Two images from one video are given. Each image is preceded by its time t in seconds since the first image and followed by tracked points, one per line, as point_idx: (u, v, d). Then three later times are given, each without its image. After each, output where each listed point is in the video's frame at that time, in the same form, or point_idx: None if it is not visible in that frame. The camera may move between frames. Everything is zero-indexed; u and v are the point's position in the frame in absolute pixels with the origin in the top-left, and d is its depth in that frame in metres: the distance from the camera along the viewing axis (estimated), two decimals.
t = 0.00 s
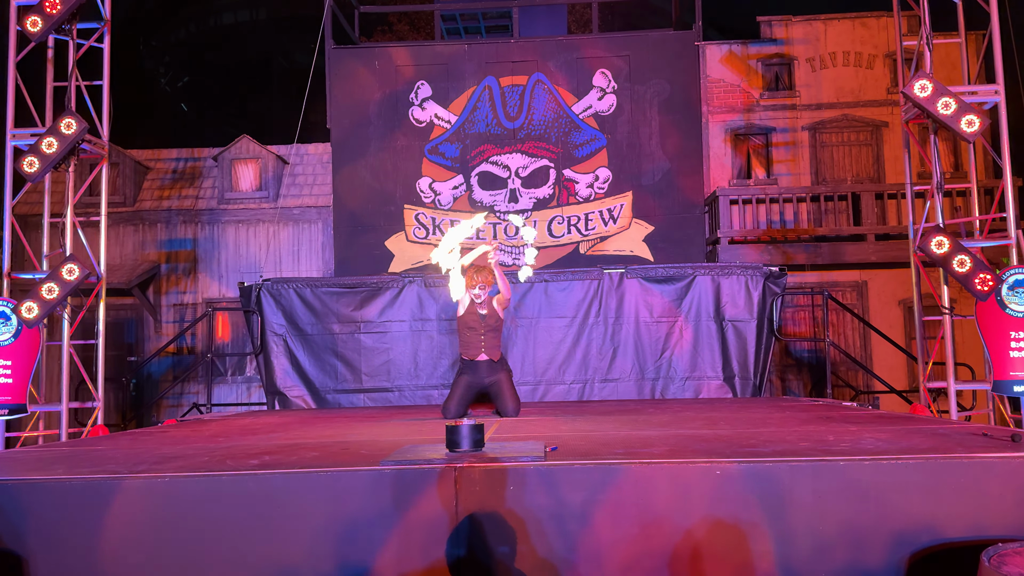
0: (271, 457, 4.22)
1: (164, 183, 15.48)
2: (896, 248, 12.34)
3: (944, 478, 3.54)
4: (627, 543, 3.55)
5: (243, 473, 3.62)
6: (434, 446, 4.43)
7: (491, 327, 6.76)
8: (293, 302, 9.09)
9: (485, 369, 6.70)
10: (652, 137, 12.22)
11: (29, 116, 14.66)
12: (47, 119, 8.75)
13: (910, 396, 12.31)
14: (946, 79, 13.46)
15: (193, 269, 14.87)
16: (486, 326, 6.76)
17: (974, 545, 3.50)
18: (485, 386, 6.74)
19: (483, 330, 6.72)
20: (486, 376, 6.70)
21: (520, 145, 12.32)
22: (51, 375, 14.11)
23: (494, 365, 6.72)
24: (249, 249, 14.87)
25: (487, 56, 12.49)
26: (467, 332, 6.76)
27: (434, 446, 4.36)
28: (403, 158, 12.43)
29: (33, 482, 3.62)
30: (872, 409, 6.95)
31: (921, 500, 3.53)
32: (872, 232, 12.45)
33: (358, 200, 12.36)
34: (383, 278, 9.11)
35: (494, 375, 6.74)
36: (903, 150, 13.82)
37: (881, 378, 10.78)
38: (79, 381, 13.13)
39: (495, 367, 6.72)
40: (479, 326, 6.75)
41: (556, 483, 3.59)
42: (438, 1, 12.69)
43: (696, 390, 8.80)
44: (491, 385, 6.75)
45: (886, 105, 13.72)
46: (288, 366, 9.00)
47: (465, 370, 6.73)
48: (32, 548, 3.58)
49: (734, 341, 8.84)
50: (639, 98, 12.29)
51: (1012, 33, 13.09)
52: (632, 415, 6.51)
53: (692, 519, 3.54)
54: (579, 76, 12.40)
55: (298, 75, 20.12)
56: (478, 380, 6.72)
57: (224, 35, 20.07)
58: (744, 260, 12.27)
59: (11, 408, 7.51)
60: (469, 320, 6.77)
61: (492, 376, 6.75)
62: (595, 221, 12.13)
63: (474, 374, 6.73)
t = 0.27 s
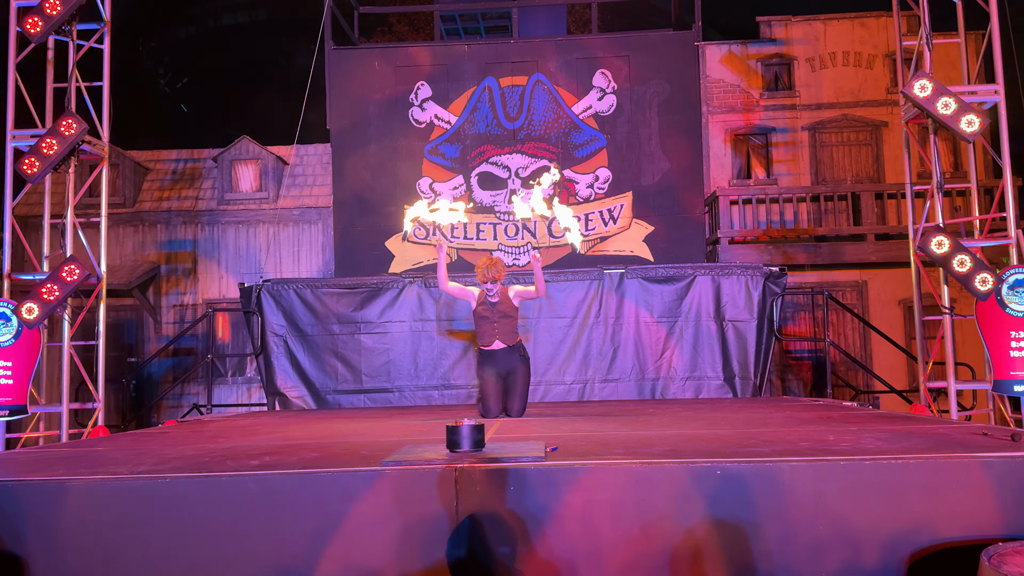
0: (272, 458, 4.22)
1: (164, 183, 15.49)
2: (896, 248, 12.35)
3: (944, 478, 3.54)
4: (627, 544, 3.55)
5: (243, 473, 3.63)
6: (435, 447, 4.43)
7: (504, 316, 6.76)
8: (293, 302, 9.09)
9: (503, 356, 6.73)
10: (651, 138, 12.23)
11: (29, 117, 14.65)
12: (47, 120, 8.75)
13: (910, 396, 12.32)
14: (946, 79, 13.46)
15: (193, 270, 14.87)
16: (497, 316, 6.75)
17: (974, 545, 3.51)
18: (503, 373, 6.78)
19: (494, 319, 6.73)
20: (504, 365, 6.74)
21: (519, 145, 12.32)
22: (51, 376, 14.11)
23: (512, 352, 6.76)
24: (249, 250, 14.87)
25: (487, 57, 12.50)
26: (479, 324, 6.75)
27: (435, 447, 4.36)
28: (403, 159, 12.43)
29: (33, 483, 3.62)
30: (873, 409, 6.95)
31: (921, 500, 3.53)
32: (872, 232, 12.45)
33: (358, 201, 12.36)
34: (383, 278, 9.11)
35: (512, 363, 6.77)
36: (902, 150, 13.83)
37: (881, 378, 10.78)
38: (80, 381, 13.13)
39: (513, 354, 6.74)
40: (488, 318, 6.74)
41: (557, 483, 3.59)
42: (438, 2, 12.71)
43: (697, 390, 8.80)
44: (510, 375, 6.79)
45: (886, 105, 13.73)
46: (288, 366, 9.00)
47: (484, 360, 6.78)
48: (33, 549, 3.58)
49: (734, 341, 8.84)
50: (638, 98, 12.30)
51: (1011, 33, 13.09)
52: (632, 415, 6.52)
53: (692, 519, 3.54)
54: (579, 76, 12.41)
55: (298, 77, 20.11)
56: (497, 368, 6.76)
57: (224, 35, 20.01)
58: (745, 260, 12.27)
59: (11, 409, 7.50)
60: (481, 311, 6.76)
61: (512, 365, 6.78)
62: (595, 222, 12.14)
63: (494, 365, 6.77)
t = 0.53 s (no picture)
0: (272, 459, 4.22)
1: (163, 185, 15.49)
2: (896, 248, 12.35)
3: (944, 478, 3.54)
4: (627, 544, 3.55)
5: (243, 475, 3.63)
6: (435, 448, 4.43)
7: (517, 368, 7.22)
8: (293, 304, 9.09)
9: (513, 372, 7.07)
10: (651, 138, 12.23)
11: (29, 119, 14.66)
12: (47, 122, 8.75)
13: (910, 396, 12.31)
14: (946, 79, 13.47)
15: (193, 271, 14.87)
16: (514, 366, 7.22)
17: (974, 545, 3.51)
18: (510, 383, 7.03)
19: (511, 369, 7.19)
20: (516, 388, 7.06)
21: (519, 146, 12.32)
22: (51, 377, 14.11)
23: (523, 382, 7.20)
24: (249, 251, 14.87)
25: (487, 58, 12.51)
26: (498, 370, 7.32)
27: (435, 448, 4.36)
28: (403, 160, 12.43)
29: (33, 484, 3.62)
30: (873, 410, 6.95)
31: (921, 501, 3.53)
32: (871, 232, 12.45)
33: (358, 201, 12.37)
34: (383, 279, 9.11)
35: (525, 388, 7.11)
36: (902, 150, 13.83)
37: (880, 379, 10.77)
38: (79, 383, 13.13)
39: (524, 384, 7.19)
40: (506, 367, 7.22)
41: (557, 484, 3.59)
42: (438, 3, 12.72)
43: (697, 390, 8.81)
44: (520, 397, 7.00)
45: (885, 105, 13.73)
46: (288, 368, 9.00)
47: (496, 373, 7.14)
48: (33, 550, 3.58)
49: (734, 341, 8.84)
50: (638, 99, 12.30)
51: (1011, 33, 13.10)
52: (632, 416, 6.52)
53: (692, 519, 3.54)
54: (578, 77, 12.42)
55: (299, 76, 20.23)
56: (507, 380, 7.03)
57: (224, 36, 20.03)
58: (744, 260, 12.26)
59: (12, 411, 7.51)
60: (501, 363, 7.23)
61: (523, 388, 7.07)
62: (595, 222, 12.14)
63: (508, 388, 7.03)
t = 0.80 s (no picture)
0: (272, 460, 4.22)
1: (163, 186, 15.49)
2: (895, 248, 12.37)
3: (943, 478, 3.54)
4: (627, 545, 3.55)
5: (244, 476, 3.63)
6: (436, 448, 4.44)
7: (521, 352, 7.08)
8: (293, 305, 9.09)
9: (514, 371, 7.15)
10: (651, 139, 12.24)
11: (29, 120, 14.66)
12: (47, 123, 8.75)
13: (910, 396, 12.33)
14: (945, 80, 13.49)
15: (193, 272, 14.87)
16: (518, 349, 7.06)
17: (974, 545, 3.51)
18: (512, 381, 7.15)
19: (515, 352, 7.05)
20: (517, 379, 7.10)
21: (519, 147, 12.32)
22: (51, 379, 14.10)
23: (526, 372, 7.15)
24: (249, 252, 14.88)
25: (487, 59, 12.52)
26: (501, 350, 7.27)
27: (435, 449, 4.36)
28: (402, 161, 12.44)
29: (34, 486, 3.62)
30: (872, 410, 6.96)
31: (921, 501, 3.53)
32: (871, 233, 12.46)
33: (358, 202, 12.37)
34: (383, 280, 9.11)
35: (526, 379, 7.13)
36: (901, 151, 13.84)
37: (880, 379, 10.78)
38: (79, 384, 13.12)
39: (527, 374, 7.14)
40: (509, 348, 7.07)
41: (557, 485, 3.59)
42: (437, 4, 12.73)
43: (697, 391, 8.81)
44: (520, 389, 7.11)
45: (885, 106, 13.75)
46: (288, 369, 9.00)
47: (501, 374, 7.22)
48: (33, 551, 3.58)
49: (734, 342, 8.85)
50: (637, 99, 12.31)
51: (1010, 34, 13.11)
52: (632, 417, 6.52)
53: (692, 519, 3.54)
54: (578, 77, 12.43)
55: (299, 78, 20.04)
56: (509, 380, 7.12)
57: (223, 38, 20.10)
58: (744, 261, 12.27)
59: (12, 412, 7.51)
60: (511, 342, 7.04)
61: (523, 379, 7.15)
62: (594, 223, 12.14)
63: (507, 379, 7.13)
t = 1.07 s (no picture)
0: (273, 461, 4.22)
1: (164, 187, 15.51)
2: (895, 249, 12.39)
3: (944, 479, 3.54)
4: (627, 546, 3.55)
5: (244, 477, 3.63)
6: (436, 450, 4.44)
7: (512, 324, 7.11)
8: (293, 306, 9.09)
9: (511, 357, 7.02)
10: (651, 140, 12.24)
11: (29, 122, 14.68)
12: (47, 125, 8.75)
13: (910, 397, 12.33)
14: (945, 80, 13.51)
15: (193, 273, 14.88)
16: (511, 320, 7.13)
17: (974, 546, 3.51)
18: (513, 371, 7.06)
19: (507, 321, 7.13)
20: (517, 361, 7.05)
21: (519, 148, 12.33)
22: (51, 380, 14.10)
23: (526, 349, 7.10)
24: (249, 254, 14.88)
25: (486, 60, 12.53)
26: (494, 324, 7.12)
27: (435, 450, 4.36)
28: (403, 162, 12.44)
29: (34, 488, 3.62)
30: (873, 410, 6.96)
31: (921, 502, 3.53)
32: (871, 234, 12.47)
33: (358, 203, 12.37)
34: (383, 281, 9.12)
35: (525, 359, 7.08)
36: (901, 152, 13.85)
37: (880, 379, 10.76)
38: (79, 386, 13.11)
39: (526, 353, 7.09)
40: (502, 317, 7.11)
41: (556, 486, 3.60)
42: (438, 5, 12.74)
43: (697, 392, 8.80)
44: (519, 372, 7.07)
45: (885, 107, 13.74)
46: (288, 370, 8.99)
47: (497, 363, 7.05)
48: (33, 553, 3.58)
49: (734, 342, 8.84)
50: (637, 100, 12.32)
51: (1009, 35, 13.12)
52: (632, 418, 6.53)
53: (693, 520, 3.54)
54: (578, 78, 12.44)
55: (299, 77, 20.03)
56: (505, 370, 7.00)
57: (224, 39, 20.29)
58: (744, 262, 12.27)
59: (12, 414, 7.50)
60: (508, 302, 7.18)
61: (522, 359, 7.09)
62: (594, 224, 12.14)
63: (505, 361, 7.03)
